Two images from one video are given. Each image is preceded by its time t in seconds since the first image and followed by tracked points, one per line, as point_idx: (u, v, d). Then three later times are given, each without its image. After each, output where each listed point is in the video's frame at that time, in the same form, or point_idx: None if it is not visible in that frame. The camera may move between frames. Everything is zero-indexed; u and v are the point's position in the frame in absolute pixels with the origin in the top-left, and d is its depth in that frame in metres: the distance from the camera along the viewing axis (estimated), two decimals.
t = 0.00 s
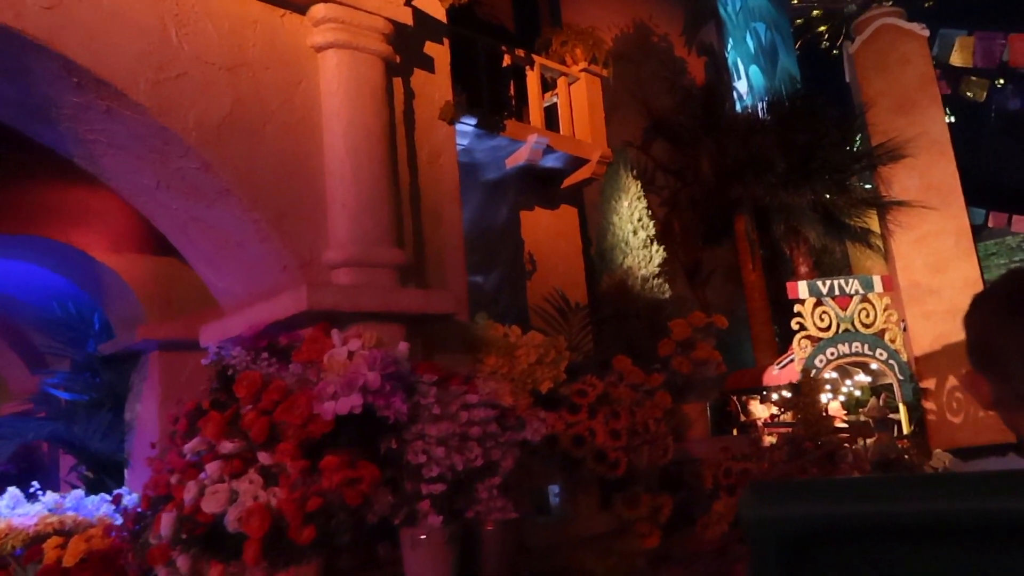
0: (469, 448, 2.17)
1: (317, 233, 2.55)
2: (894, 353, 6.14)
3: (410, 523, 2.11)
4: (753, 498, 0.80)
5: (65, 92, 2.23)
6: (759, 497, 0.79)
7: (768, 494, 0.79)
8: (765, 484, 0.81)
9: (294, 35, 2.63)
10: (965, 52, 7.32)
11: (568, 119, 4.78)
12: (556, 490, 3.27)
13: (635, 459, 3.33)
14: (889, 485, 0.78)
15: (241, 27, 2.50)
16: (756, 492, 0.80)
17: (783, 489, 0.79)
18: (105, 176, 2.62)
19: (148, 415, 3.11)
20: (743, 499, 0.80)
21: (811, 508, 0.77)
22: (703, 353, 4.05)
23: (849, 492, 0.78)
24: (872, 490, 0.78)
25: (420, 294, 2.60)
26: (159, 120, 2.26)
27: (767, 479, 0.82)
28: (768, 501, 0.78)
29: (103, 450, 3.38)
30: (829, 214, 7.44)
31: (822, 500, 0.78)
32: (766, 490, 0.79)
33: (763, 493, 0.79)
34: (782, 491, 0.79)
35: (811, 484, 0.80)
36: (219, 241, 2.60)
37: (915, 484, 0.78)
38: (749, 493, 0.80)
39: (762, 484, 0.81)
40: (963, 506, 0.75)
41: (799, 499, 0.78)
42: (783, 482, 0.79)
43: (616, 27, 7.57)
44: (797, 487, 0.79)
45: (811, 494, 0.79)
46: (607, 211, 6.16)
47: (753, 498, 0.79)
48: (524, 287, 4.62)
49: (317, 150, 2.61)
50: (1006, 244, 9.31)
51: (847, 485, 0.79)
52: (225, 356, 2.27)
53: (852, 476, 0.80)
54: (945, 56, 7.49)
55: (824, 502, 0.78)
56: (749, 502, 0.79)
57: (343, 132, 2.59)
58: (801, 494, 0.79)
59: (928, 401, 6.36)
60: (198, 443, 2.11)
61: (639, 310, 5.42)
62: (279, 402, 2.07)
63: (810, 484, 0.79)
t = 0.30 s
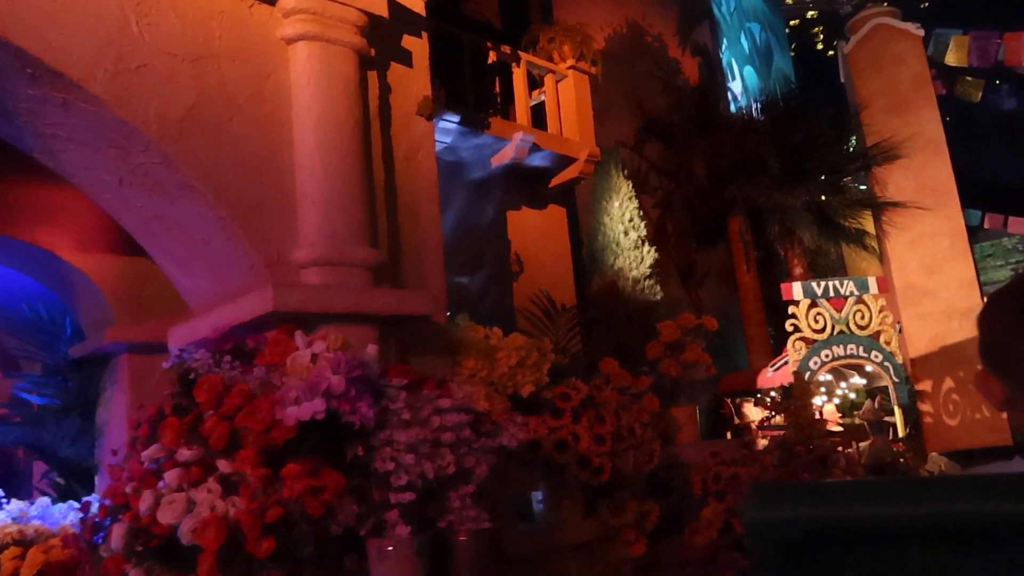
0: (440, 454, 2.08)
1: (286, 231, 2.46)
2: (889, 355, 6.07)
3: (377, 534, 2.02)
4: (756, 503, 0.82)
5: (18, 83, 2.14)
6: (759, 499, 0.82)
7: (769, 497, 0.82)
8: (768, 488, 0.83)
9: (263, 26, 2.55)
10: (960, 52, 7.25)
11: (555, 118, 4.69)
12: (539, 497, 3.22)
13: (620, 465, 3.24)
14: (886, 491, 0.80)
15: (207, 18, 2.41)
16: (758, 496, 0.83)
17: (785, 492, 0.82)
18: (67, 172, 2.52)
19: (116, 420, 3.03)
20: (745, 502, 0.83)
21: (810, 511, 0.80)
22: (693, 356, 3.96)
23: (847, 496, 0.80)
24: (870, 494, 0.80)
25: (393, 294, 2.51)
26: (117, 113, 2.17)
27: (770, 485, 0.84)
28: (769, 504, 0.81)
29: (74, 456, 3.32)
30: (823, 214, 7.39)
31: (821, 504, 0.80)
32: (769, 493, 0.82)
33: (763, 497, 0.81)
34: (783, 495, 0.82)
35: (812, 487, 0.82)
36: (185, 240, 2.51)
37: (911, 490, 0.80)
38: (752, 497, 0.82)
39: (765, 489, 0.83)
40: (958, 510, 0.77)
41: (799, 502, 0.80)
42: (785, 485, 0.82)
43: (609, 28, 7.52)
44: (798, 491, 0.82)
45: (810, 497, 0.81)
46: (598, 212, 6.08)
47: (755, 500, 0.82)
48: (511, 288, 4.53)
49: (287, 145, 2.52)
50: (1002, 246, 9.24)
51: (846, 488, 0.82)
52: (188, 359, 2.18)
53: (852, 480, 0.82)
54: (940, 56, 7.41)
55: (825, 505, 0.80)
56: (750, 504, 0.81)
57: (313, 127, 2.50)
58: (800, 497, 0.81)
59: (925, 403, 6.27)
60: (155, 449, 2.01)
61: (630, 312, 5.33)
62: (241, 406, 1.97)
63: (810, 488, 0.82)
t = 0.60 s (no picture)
0: (408, 461, 2.00)
1: (252, 229, 2.37)
2: (883, 357, 5.99)
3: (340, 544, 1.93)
4: (762, 506, 0.91)
5: None
6: (760, 502, 0.91)
7: (771, 500, 0.91)
8: (775, 493, 0.92)
9: (229, 16, 2.46)
10: (955, 52, 7.19)
11: (541, 116, 4.60)
12: (521, 503, 3.13)
13: (603, 470, 3.14)
14: (875, 493, 0.87)
15: (168, 7, 2.32)
16: (762, 499, 0.92)
17: (784, 496, 0.90)
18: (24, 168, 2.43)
19: (80, 425, 2.94)
20: (749, 505, 0.92)
21: (804, 515, 0.88)
22: (681, 358, 3.87)
23: (836, 497, 0.87)
24: (858, 497, 0.87)
25: (363, 293, 2.42)
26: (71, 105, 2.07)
27: (779, 489, 0.93)
28: (769, 507, 0.90)
29: (41, 462, 3.26)
30: (818, 215, 7.22)
31: (813, 504, 0.88)
32: (770, 497, 0.91)
33: (767, 501, 0.90)
34: (785, 498, 0.90)
35: (809, 491, 0.90)
36: (148, 238, 2.41)
37: (898, 495, 0.86)
38: (755, 501, 0.92)
39: (769, 493, 0.93)
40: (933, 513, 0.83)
41: (794, 507, 0.89)
42: (785, 491, 0.91)
43: (601, 27, 7.42)
44: (797, 496, 0.90)
45: (805, 501, 0.89)
46: (588, 212, 5.98)
47: (757, 501, 0.92)
48: (496, 289, 4.41)
49: (254, 140, 2.43)
50: (997, 248, 9.18)
51: (839, 491, 0.89)
52: (146, 362, 2.08)
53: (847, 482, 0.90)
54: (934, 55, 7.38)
55: (818, 507, 0.88)
56: (751, 508, 0.91)
57: (280, 120, 2.41)
58: (797, 501, 0.89)
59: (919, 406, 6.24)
60: (107, 456, 1.91)
61: (619, 314, 5.24)
62: (197, 411, 1.87)
63: (807, 492, 0.90)
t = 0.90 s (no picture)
0: (368, 467, 1.92)
1: (209, 226, 2.28)
2: (872, 358, 5.90)
3: (293, 555, 1.83)
4: (762, 506, 0.94)
5: None
6: (756, 502, 0.95)
7: (769, 503, 0.94)
8: (774, 494, 0.95)
9: (188, 4, 2.36)
10: (944, 52, 7.12)
11: (523, 113, 4.52)
12: (498, 509, 3.04)
13: (580, 474, 3.06)
14: (869, 494, 0.91)
15: None
16: (761, 500, 0.95)
17: (782, 497, 0.94)
18: None
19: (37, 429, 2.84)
20: (746, 506, 0.95)
21: (799, 515, 0.91)
22: (663, 360, 3.78)
23: (831, 498, 0.92)
24: (851, 499, 0.91)
25: (327, 292, 2.33)
26: (17, 95, 1.98)
27: (776, 491, 0.96)
28: (767, 508, 0.93)
29: None
30: (806, 216, 7.28)
31: (808, 504, 0.92)
32: (766, 497, 0.95)
33: (767, 501, 0.93)
34: (782, 498, 0.94)
35: (806, 491, 0.93)
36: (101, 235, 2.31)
37: (887, 495, 0.91)
38: (753, 501, 0.95)
39: (765, 493, 0.96)
40: (920, 512, 0.88)
41: (792, 505, 0.92)
42: (781, 491, 0.94)
43: (591, 27, 7.34)
44: (794, 496, 0.94)
45: (803, 501, 0.93)
46: (573, 211, 5.87)
47: (755, 502, 0.95)
48: (477, 289, 4.35)
49: (212, 133, 2.34)
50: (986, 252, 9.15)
51: (832, 492, 0.93)
52: (94, 364, 1.98)
53: (838, 483, 0.94)
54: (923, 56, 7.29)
55: (813, 507, 0.92)
56: (750, 508, 0.94)
57: (240, 112, 2.32)
58: (794, 501, 0.92)
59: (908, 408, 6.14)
60: (47, 463, 1.81)
61: (605, 315, 5.16)
62: (145, 415, 1.77)
63: (804, 493, 0.93)
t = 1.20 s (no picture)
0: (325, 473, 1.83)
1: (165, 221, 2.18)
2: (860, 360, 5.78)
3: (243, 567, 1.74)
4: (764, 510, 1.02)
5: None
6: (758, 504, 1.03)
7: (769, 505, 1.02)
8: (775, 497, 1.03)
9: None
10: (934, 52, 7.04)
11: (505, 109, 4.42)
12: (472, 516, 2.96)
13: (557, 479, 2.96)
14: (864, 496, 0.98)
15: None
16: (760, 504, 1.03)
17: (781, 498, 1.02)
18: None
19: None
20: (748, 509, 1.03)
21: (796, 514, 0.99)
22: (646, 361, 3.70)
23: (827, 498, 0.99)
24: (844, 499, 0.99)
25: (289, 290, 2.23)
26: None
27: (775, 494, 1.04)
28: (767, 511, 1.01)
29: None
30: (797, 218, 7.10)
31: (804, 505, 1.00)
32: (767, 498, 1.03)
33: (766, 507, 1.01)
34: (784, 502, 1.01)
35: (803, 494, 1.01)
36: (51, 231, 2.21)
37: (877, 498, 0.97)
38: (754, 505, 1.03)
39: (764, 497, 1.04)
40: (906, 514, 0.94)
41: (790, 506, 1.00)
42: (781, 494, 1.02)
43: (580, 26, 7.27)
44: (793, 499, 1.01)
45: (801, 502, 1.00)
46: (558, 211, 5.76)
47: (755, 503, 1.03)
48: (457, 288, 4.24)
49: (169, 124, 2.25)
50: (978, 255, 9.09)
51: (829, 496, 1.00)
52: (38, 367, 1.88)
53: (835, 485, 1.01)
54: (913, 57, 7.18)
55: (808, 508, 0.99)
56: (750, 510, 1.02)
57: (198, 102, 2.22)
58: (793, 504, 1.00)
59: (898, 411, 6.11)
60: None
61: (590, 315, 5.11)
62: (86, 419, 1.67)
63: (801, 495, 1.01)
